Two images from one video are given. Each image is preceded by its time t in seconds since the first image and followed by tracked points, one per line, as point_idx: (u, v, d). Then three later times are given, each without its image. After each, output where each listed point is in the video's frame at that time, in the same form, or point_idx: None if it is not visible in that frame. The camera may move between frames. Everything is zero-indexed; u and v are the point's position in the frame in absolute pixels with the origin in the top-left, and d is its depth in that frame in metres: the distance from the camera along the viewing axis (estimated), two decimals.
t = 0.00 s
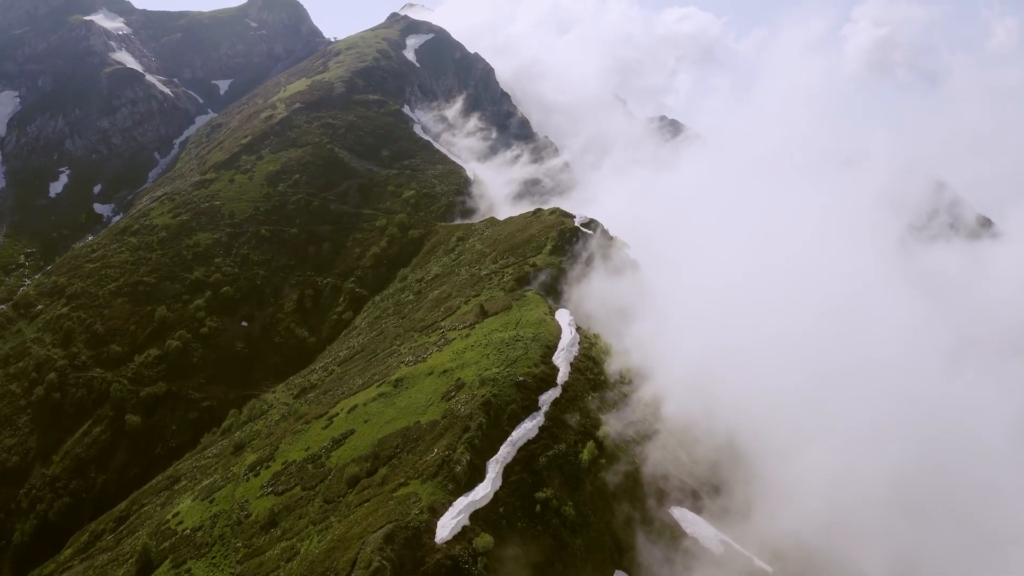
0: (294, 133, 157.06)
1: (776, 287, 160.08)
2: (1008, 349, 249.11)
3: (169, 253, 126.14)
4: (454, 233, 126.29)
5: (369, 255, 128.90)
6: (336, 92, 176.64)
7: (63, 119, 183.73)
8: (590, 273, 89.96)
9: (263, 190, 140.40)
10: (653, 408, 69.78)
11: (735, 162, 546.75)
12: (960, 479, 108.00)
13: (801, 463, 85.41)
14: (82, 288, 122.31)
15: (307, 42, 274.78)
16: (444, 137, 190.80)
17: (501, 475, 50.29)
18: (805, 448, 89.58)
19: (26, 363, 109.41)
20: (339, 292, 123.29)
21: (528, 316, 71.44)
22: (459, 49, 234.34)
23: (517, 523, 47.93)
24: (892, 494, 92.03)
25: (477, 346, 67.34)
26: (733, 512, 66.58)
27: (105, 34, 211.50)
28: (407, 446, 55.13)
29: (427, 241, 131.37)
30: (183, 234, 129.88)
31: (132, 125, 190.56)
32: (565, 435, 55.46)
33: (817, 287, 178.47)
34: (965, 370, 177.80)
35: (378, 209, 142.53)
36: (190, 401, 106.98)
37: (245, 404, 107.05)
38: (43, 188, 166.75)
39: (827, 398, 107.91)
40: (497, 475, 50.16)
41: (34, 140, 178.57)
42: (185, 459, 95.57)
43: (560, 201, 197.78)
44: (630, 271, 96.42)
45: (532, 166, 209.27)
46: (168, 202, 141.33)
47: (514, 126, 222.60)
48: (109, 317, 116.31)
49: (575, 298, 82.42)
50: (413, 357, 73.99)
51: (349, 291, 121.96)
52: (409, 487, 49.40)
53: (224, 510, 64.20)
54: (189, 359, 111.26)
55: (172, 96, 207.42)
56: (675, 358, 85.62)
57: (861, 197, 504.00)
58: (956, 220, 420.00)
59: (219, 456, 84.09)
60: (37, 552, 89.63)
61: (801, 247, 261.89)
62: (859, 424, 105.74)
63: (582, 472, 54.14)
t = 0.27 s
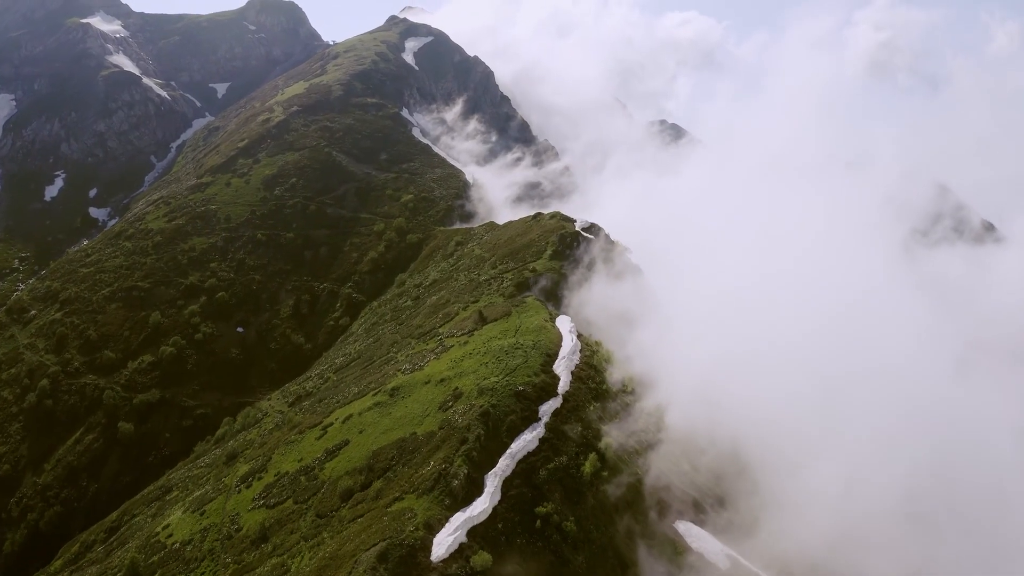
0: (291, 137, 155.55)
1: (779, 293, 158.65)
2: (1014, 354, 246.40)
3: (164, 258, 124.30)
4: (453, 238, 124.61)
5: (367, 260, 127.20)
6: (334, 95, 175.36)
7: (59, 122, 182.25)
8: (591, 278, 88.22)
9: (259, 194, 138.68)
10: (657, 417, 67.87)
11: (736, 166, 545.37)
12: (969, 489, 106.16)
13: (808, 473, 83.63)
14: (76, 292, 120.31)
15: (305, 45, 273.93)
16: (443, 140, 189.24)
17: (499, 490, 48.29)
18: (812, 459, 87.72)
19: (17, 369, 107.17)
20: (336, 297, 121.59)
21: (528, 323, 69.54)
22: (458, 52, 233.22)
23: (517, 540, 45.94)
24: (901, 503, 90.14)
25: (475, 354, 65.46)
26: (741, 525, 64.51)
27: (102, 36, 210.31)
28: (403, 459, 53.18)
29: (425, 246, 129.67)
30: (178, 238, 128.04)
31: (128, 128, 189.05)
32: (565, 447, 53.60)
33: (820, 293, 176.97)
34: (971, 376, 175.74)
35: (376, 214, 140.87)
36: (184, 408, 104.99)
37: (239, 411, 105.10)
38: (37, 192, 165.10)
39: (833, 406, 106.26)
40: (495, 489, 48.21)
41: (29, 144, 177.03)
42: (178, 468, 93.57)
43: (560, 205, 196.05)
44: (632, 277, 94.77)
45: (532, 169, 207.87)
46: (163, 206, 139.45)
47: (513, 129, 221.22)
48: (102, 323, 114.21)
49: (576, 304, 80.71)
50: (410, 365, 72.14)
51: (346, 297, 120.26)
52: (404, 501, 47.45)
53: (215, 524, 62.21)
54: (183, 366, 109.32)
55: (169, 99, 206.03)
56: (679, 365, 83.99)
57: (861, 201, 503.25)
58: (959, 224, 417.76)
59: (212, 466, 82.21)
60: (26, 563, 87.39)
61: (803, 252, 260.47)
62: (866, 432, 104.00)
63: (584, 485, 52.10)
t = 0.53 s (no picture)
0: (289, 140, 153.97)
1: (783, 299, 156.95)
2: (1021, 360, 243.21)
3: (159, 262, 122.33)
4: (452, 243, 122.81)
5: (364, 265, 125.35)
6: (332, 98, 173.93)
7: (54, 125, 180.76)
8: (593, 284, 86.35)
9: (255, 197, 136.91)
10: (663, 427, 65.65)
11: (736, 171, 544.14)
12: (980, 499, 103.89)
13: (818, 485, 81.61)
14: (70, 298, 118.32)
15: (303, 48, 272.96)
16: (442, 143, 187.58)
17: (498, 505, 46.08)
18: (819, 469, 85.59)
19: (8, 376, 104.87)
20: (332, 303, 119.69)
21: (528, 330, 67.54)
22: (458, 55, 232.21)
23: (517, 559, 43.63)
24: (913, 515, 88.04)
25: (473, 362, 63.45)
26: (751, 541, 62.06)
27: (98, 39, 209.31)
28: (398, 472, 51.12)
29: (424, 251, 127.81)
30: (173, 243, 126.08)
31: (124, 131, 187.58)
32: (567, 460, 51.35)
33: (824, 299, 175.31)
34: (979, 381, 173.12)
35: (373, 218, 139.12)
36: (177, 416, 102.89)
37: (234, 419, 103.03)
38: (32, 196, 163.40)
39: (841, 415, 104.30)
40: (494, 505, 45.99)
41: (24, 147, 175.49)
42: (170, 478, 91.41)
43: (560, 209, 194.28)
44: (635, 283, 92.94)
45: (532, 173, 206.24)
46: (158, 210, 137.65)
47: (513, 132, 219.70)
48: (95, 329, 112.14)
49: (576, 311, 78.80)
50: (406, 373, 70.13)
51: (342, 302, 118.36)
52: (398, 518, 45.29)
53: (204, 538, 60.16)
54: (177, 373, 107.29)
55: (166, 102, 204.58)
56: (684, 375, 82.09)
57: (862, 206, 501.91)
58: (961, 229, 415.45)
59: (203, 477, 80.16)
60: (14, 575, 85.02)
61: (805, 257, 258.79)
62: (875, 441, 101.96)
63: (587, 500, 49.81)
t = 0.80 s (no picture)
0: (285, 144, 152.01)
1: (786, 306, 155.06)
2: None
3: (151, 267, 119.76)
4: (450, 248, 120.59)
5: (360, 271, 123.08)
6: (329, 101, 172.06)
7: (48, 129, 178.94)
8: (594, 291, 83.99)
9: (250, 202, 134.72)
10: (670, 440, 62.99)
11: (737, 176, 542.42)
12: (995, 511, 100.98)
13: (828, 499, 79.12)
14: (61, 304, 115.60)
15: (301, 51, 271.69)
16: (441, 147, 185.53)
17: (496, 526, 43.38)
18: (828, 482, 83.06)
19: None
20: (328, 309, 117.36)
21: (527, 338, 65.08)
22: (457, 58, 230.80)
23: None
24: (926, 531, 85.75)
25: (470, 373, 60.96)
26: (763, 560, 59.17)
27: (94, 43, 208.01)
28: (390, 489, 48.59)
29: (421, 256, 125.55)
30: (166, 247, 123.53)
31: (119, 135, 185.73)
32: (568, 476, 48.70)
33: (826, 305, 173.40)
34: (988, 387, 169.99)
35: (370, 223, 136.93)
36: (169, 425, 100.26)
37: (226, 429, 100.49)
38: (25, 200, 161.29)
39: (849, 425, 102.06)
40: (492, 525, 43.29)
41: (18, 151, 173.54)
42: (159, 490, 88.80)
43: (560, 214, 192.10)
44: (638, 289, 90.71)
45: (531, 178, 204.16)
46: (152, 214, 135.36)
47: (513, 136, 217.73)
48: (86, 336, 109.40)
49: (578, 319, 76.49)
50: (401, 384, 67.65)
51: (338, 309, 116.09)
52: (389, 539, 42.65)
53: (189, 556, 57.56)
54: (169, 381, 104.76)
55: (162, 106, 202.78)
56: (690, 385, 79.82)
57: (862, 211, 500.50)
58: (964, 234, 412.59)
59: (192, 489, 77.60)
60: None
61: (806, 263, 257.11)
62: (885, 451, 99.75)
63: (590, 519, 47.03)
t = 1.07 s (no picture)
0: (281, 147, 150.34)
1: (788, 312, 153.39)
2: None
3: (145, 272, 117.59)
4: (448, 252, 118.73)
5: (357, 276, 121.24)
6: (326, 103, 170.58)
7: (44, 131, 177.37)
8: (595, 297, 82.15)
9: (246, 205, 132.92)
10: (676, 450, 60.98)
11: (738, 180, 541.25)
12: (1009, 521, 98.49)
13: (837, 511, 77.06)
14: (53, 308, 112.63)
15: (299, 54, 270.59)
16: (440, 150, 183.87)
17: (494, 544, 41.21)
18: (836, 494, 80.99)
19: None
20: (324, 315, 115.47)
21: (527, 346, 63.03)
22: (456, 61, 229.62)
23: None
24: (937, 543, 83.76)
25: (467, 381, 58.90)
26: None
27: (90, 45, 206.89)
28: (383, 505, 46.46)
29: (419, 261, 123.75)
30: (160, 251, 121.40)
31: (115, 138, 184.24)
32: (569, 491, 46.58)
33: (829, 310, 171.74)
34: (996, 391, 167.51)
35: (367, 227, 135.14)
36: (161, 433, 98.03)
37: (219, 437, 98.48)
38: (19, 203, 159.45)
39: (857, 433, 100.02)
40: (490, 543, 41.13)
41: (12, 154, 171.84)
42: (149, 500, 86.78)
43: (559, 218, 190.32)
44: (640, 294, 88.91)
45: (531, 181, 202.39)
46: (146, 218, 133.37)
47: (512, 138, 216.16)
48: (78, 341, 106.66)
49: (578, 326, 74.61)
50: (397, 392, 65.61)
51: (334, 314, 114.22)
52: (381, 559, 40.45)
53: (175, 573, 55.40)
54: (161, 388, 102.55)
55: (159, 108, 201.34)
56: (694, 393, 77.97)
57: (863, 215, 498.97)
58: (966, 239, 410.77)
59: (183, 501, 75.51)
60: None
61: (807, 267, 255.60)
62: (893, 460, 97.89)
63: (593, 536, 44.82)
